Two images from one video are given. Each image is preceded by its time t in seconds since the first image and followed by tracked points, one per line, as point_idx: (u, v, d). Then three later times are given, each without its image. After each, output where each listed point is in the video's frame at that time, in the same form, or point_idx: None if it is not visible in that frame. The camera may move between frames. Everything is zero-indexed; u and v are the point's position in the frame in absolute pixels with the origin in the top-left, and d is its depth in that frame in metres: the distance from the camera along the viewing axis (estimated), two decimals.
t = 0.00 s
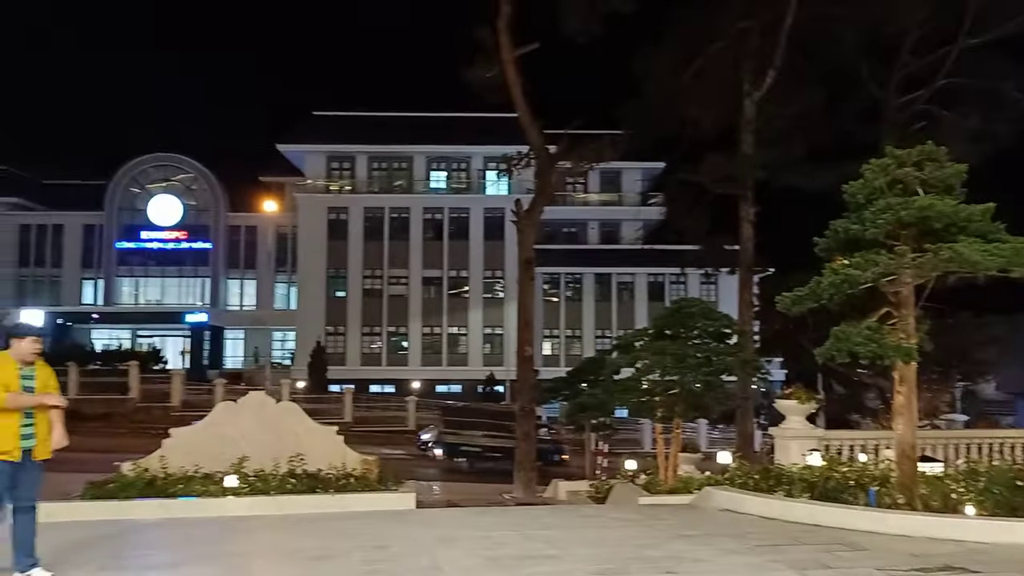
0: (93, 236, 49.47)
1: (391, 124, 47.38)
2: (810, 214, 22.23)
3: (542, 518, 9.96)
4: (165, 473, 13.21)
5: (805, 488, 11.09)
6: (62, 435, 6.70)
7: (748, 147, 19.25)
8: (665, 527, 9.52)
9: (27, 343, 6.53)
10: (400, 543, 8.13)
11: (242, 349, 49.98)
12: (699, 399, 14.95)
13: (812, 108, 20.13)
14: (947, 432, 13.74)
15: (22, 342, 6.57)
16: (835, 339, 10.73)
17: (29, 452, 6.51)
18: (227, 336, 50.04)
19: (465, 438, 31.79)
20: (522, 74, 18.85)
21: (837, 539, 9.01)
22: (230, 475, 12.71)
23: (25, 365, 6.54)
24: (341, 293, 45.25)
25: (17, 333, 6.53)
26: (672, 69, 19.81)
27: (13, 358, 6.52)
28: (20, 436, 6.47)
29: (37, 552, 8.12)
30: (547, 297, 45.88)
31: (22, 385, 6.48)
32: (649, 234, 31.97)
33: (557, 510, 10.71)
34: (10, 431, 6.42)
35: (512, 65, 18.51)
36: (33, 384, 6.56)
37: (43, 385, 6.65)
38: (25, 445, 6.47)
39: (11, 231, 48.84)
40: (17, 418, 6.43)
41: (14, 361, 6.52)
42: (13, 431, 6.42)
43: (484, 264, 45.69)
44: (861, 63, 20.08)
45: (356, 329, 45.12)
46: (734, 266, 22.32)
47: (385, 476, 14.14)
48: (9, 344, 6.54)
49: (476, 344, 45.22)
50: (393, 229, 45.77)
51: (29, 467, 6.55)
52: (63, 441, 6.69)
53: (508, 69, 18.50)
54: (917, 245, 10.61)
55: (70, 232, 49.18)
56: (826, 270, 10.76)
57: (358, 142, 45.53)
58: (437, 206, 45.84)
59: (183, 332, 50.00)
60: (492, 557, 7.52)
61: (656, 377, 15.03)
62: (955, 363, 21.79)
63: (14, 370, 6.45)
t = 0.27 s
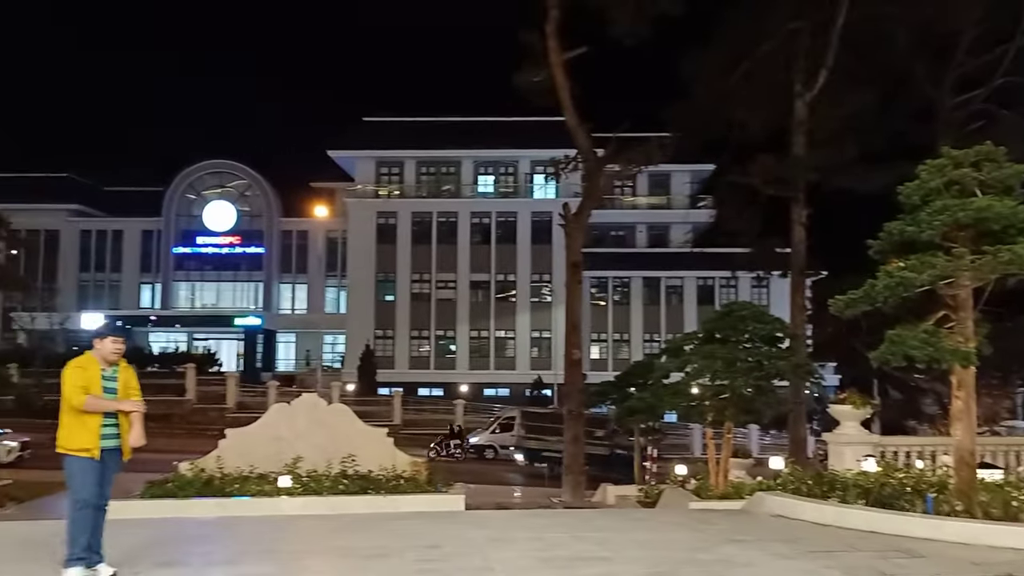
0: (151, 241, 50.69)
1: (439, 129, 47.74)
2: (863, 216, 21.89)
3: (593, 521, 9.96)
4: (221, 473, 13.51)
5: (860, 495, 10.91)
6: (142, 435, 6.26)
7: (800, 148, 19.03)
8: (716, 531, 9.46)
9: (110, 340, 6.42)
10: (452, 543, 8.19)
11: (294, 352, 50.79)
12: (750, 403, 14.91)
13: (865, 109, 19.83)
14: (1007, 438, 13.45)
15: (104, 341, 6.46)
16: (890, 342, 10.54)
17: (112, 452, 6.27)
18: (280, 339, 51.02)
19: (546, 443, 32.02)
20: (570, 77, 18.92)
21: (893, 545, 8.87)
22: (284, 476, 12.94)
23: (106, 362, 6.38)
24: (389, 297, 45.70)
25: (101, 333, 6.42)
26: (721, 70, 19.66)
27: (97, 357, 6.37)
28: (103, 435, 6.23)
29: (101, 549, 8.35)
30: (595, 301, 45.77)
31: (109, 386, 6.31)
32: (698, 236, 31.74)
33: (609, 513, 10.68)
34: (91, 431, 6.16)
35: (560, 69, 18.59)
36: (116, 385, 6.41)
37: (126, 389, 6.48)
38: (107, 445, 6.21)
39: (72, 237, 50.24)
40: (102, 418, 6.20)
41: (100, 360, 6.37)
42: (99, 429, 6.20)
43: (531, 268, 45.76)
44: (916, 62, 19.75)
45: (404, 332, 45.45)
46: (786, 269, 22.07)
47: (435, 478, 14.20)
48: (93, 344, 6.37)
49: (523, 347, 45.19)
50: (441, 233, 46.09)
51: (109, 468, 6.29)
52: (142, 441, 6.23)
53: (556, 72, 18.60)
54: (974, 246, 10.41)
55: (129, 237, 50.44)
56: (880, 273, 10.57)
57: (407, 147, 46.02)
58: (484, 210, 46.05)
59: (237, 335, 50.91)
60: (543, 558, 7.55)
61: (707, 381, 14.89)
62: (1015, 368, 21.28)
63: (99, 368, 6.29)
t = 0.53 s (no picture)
0: (193, 245, 51.49)
1: (476, 133, 47.95)
2: (905, 218, 21.61)
3: (631, 523, 9.95)
4: (263, 473, 13.75)
5: (903, 500, 10.77)
6: (207, 438, 6.42)
7: (839, 149, 18.85)
8: (756, 535, 9.41)
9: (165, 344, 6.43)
10: (491, 544, 8.25)
11: (332, 354, 51.25)
12: (790, 408, 14.70)
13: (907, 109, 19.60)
14: None
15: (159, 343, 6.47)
16: (934, 346, 10.43)
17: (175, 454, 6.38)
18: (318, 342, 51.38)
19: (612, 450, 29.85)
20: (607, 80, 18.91)
21: (937, 551, 8.77)
22: (324, 476, 13.10)
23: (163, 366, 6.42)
24: (426, 300, 45.96)
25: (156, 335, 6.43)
26: (760, 72, 19.56)
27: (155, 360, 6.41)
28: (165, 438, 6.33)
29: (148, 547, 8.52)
30: (631, 303, 45.57)
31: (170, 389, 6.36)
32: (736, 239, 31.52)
33: (648, 516, 10.67)
34: (157, 435, 6.28)
35: (597, 72, 18.60)
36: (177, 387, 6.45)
37: (185, 390, 6.54)
38: (171, 448, 6.32)
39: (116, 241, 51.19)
40: (163, 421, 6.28)
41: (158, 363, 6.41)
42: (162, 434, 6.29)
43: (567, 270, 45.72)
44: (959, 62, 19.48)
45: (441, 334, 45.63)
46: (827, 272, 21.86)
47: (473, 480, 14.26)
48: (150, 348, 6.40)
49: (560, 350, 45.11)
50: (477, 236, 46.27)
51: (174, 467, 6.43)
52: (209, 443, 6.37)
53: (592, 75, 18.60)
54: (1021, 249, 10.27)
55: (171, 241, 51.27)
56: (924, 276, 10.47)
57: (444, 151, 46.30)
58: (520, 213, 46.12)
59: (276, 338, 51.51)
60: (582, 560, 7.58)
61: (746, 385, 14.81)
62: None
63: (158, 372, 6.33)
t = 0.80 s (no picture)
0: (224, 247, 52.06)
1: (504, 135, 48.10)
2: (939, 219, 21.41)
3: (663, 525, 9.99)
4: (296, 473, 13.93)
5: (937, 503, 10.70)
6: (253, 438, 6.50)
7: (871, 150, 18.73)
8: (787, 538, 9.40)
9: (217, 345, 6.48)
10: (523, 544, 8.32)
11: (361, 355, 51.60)
12: (822, 411, 14.59)
13: (940, 109, 19.42)
14: None
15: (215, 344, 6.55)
16: (969, 349, 10.39)
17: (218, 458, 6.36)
18: (347, 342, 51.91)
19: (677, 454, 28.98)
20: (636, 82, 18.91)
21: (971, 555, 8.72)
22: (356, 477, 13.22)
23: (215, 366, 6.48)
24: (454, 301, 46.11)
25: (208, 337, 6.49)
26: (789, 73, 19.49)
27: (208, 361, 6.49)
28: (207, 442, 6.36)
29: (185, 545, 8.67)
30: (660, 305, 45.48)
31: (213, 392, 6.36)
32: (766, 240, 31.33)
33: (680, 518, 10.69)
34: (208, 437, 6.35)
35: (626, 74, 18.61)
36: (225, 388, 6.48)
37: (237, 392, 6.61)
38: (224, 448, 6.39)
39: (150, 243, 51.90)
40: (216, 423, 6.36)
41: (209, 364, 6.47)
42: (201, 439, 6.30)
43: (595, 272, 45.69)
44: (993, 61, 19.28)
45: (469, 335, 45.80)
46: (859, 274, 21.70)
47: (502, 482, 14.32)
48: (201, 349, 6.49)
49: (588, 352, 45.09)
50: (505, 238, 46.40)
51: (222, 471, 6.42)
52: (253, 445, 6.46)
53: (621, 77, 18.62)
54: None
55: (203, 243, 51.88)
56: (959, 278, 10.43)
57: (472, 153, 46.51)
58: (548, 215, 46.19)
59: (306, 338, 52.00)
60: (614, 561, 7.64)
61: (776, 387, 14.76)
62: None
63: (201, 376, 6.33)
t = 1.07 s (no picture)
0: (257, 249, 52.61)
1: (533, 137, 48.14)
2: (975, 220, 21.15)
3: (696, 528, 10.00)
4: (330, 473, 14.10)
5: (974, 507, 10.60)
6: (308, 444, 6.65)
7: (904, 151, 18.59)
8: (821, 541, 9.37)
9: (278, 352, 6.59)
10: (556, 544, 8.38)
11: (391, 356, 51.89)
12: (856, 414, 14.46)
13: (975, 109, 19.20)
14: None
15: (279, 349, 6.67)
16: (1006, 352, 10.30)
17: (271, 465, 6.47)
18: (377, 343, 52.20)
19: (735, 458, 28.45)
20: (666, 83, 18.89)
21: (1009, 560, 8.63)
22: (390, 477, 13.35)
23: (276, 371, 6.61)
24: (483, 303, 46.26)
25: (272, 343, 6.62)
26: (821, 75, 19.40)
27: (272, 367, 6.63)
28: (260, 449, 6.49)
29: (223, 543, 8.83)
30: (690, 307, 45.35)
31: (269, 400, 6.47)
32: (797, 241, 31.11)
33: (712, 521, 10.69)
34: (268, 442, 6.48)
35: (656, 75, 18.59)
36: (284, 395, 6.59)
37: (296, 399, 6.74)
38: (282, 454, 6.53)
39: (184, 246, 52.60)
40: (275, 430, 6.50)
41: (271, 370, 6.60)
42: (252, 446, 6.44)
43: (625, 273, 45.61)
44: None
45: (498, 337, 45.93)
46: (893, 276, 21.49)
47: (533, 483, 14.36)
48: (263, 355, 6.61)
49: (617, 354, 44.99)
50: (535, 240, 46.48)
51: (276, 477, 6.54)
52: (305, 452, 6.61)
53: (651, 78, 18.60)
54: None
55: (236, 246, 52.48)
56: (996, 281, 10.34)
57: (502, 155, 46.63)
58: (577, 217, 46.21)
59: (337, 340, 52.40)
60: (647, 562, 7.68)
61: (810, 390, 14.67)
62: None
63: (259, 383, 6.45)
